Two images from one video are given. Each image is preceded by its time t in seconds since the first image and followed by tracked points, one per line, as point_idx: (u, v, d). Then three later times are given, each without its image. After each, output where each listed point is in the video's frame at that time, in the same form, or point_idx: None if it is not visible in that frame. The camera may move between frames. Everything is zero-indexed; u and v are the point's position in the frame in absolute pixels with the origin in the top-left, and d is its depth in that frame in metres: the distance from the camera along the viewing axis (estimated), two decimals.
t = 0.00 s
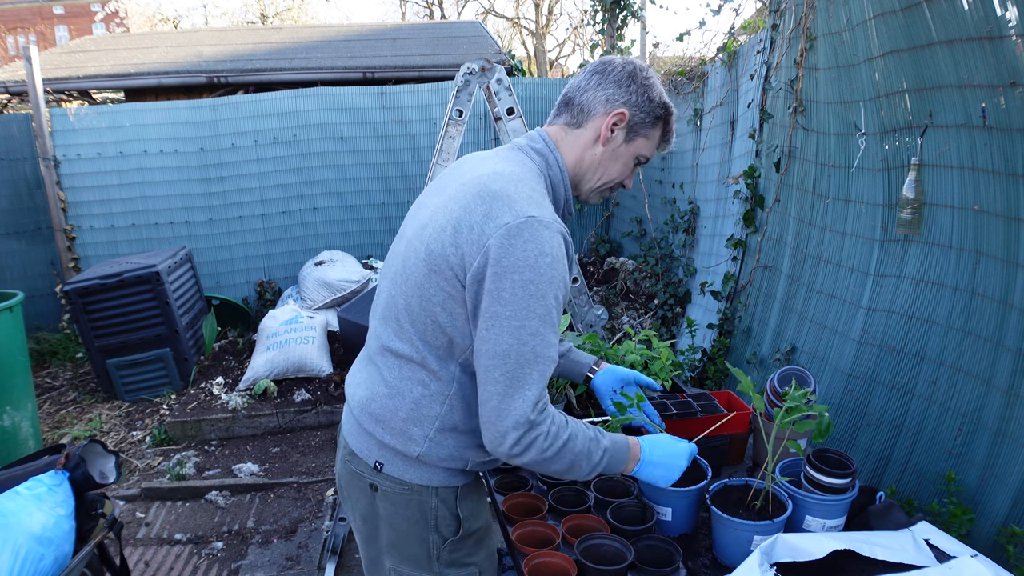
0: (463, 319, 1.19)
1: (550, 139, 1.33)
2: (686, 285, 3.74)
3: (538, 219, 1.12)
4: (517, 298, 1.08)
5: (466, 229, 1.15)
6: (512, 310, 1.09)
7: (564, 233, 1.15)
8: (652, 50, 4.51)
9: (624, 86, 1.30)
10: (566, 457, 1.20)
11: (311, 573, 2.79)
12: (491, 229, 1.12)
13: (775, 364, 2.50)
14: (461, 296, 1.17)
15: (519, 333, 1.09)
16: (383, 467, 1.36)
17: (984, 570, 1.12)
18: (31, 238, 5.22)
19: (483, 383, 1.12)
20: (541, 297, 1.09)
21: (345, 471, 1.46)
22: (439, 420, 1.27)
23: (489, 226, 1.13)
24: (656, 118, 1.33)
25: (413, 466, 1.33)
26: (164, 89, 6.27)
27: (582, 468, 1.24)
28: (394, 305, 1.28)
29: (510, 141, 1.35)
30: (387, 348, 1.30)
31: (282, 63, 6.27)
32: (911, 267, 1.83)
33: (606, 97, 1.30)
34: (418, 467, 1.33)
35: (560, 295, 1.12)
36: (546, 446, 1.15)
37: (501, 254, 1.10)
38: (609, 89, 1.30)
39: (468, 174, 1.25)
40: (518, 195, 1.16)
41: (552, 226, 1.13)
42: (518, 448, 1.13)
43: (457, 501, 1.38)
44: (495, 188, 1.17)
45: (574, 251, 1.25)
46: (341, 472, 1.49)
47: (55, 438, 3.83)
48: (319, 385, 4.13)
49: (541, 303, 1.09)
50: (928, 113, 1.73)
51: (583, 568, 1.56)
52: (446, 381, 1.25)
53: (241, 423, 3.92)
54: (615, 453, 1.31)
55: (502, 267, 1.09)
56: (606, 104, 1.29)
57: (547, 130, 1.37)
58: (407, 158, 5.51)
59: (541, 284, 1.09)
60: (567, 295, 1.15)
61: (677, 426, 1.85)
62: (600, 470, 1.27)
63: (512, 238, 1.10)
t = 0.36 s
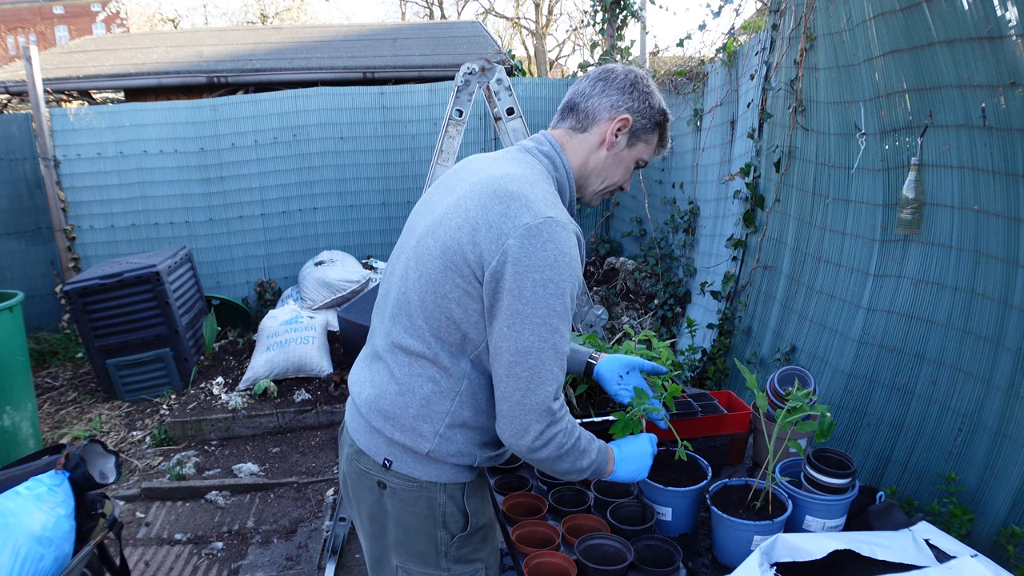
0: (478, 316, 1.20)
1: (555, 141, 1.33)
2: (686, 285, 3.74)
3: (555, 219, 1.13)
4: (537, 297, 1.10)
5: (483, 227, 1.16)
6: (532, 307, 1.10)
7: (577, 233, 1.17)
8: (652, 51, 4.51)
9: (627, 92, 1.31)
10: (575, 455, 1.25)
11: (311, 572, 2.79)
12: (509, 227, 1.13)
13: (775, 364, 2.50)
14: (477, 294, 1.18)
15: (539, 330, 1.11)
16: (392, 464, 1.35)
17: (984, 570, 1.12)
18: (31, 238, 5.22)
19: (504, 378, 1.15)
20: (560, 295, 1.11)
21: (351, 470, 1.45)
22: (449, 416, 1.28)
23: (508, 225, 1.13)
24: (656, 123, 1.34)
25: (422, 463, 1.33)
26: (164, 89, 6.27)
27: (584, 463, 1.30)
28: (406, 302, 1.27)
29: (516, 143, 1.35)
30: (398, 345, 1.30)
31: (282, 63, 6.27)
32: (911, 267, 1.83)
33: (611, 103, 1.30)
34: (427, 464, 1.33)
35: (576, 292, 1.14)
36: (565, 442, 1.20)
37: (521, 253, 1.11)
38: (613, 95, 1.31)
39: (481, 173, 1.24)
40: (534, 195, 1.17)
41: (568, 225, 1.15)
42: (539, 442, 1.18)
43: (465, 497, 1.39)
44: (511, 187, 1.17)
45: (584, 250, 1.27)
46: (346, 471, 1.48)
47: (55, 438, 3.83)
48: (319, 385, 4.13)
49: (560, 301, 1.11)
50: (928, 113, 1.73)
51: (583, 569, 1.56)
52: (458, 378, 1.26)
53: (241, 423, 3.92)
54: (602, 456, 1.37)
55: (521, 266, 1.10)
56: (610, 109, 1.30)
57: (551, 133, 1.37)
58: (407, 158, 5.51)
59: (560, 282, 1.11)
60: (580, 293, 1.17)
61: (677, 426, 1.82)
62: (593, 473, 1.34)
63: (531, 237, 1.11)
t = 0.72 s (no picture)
0: (479, 317, 1.20)
1: (553, 140, 1.33)
2: (685, 285, 3.74)
3: (555, 221, 1.13)
4: (538, 298, 1.11)
5: (483, 229, 1.15)
6: (533, 309, 1.11)
7: (576, 234, 1.18)
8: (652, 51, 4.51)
9: (624, 90, 1.31)
10: (585, 448, 1.29)
11: (311, 573, 2.79)
12: (509, 229, 1.13)
13: (775, 364, 2.50)
14: (478, 294, 1.18)
15: (541, 331, 1.12)
16: (393, 462, 1.35)
17: (984, 570, 1.12)
18: (31, 238, 5.22)
19: (511, 378, 1.16)
20: (561, 296, 1.12)
21: (352, 468, 1.45)
22: (450, 413, 1.28)
23: (507, 228, 1.13)
24: (654, 121, 1.33)
25: (422, 460, 1.33)
26: (164, 89, 6.28)
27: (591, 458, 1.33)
28: (407, 301, 1.27)
29: (514, 142, 1.34)
30: (399, 344, 1.30)
31: (282, 63, 6.27)
32: (911, 267, 1.83)
33: (607, 101, 1.30)
34: (428, 462, 1.33)
35: (576, 294, 1.15)
36: (578, 437, 1.25)
37: (521, 255, 1.11)
38: (610, 93, 1.31)
39: (480, 173, 1.24)
40: (532, 196, 1.17)
41: (568, 227, 1.15)
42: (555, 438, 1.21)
43: (466, 494, 1.39)
44: (510, 189, 1.17)
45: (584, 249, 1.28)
46: (347, 469, 1.48)
47: (55, 438, 3.83)
48: (319, 385, 4.13)
49: (561, 303, 1.12)
50: (928, 113, 1.73)
51: (583, 568, 1.56)
52: (459, 376, 1.26)
53: (241, 423, 3.92)
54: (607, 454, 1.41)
55: (522, 268, 1.11)
56: (607, 108, 1.30)
57: (549, 132, 1.37)
58: (407, 158, 5.51)
59: (560, 285, 1.11)
60: (580, 293, 1.18)
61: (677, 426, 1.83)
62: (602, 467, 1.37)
63: (531, 240, 1.11)
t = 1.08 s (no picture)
0: (477, 319, 1.20)
1: (553, 141, 1.34)
2: (685, 285, 3.74)
3: (554, 225, 1.13)
4: (537, 303, 1.11)
5: (481, 233, 1.15)
6: (532, 313, 1.11)
7: (575, 237, 1.18)
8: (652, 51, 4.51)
9: (624, 90, 1.30)
10: (592, 446, 1.31)
11: (311, 573, 2.79)
12: (508, 234, 1.13)
13: (775, 364, 2.50)
14: (476, 298, 1.18)
15: (541, 335, 1.12)
16: (391, 462, 1.35)
17: (984, 570, 1.12)
18: (31, 238, 5.22)
19: (514, 380, 1.16)
20: (559, 300, 1.11)
21: (350, 468, 1.45)
22: (448, 414, 1.28)
23: (506, 232, 1.13)
24: (656, 121, 1.32)
25: (420, 460, 1.33)
26: (164, 89, 6.28)
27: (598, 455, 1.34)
28: (405, 304, 1.27)
29: (513, 143, 1.34)
30: (398, 345, 1.30)
31: (282, 63, 6.27)
32: (911, 267, 1.83)
33: (606, 101, 1.30)
34: (425, 462, 1.33)
35: (575, 297, 1.15)
36: (586, 435, 1.27)
37: (519, 260, 1.11)
38: (609, 93, 1.30)
39: (478, 175, 1.24)
40: (531, 200, 1.16)
41: (566, 230, 1.15)
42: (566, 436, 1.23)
43: (463, 494, 1.39)
44: (508, 193, 1.17)
45: (583, 250, 1.28)
46: (346, 469, 1.48)
47: (55, 438, 3.83)
48: (319, 385, 4.13)
49: (559, 306, 1.12)
50: (928, 113, 1.73)
51: (583, 569, 1.56)
52: (457, 378, 1.26)
53: (241, 423, 3.92)
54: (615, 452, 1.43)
55: (520, 273, 1.11)
56: (606, 107, 1.30)
57: (549, 132, 1.37)
58: (407, 158, 5.51)
59: (559, 289, 1.11)
60: (579, 296, 1.18)
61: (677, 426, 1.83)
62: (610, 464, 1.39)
63: (529, 244, 1.11)
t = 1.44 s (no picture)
0: (478, 319, 1.20)
1: (554, 141, 1.34)
2: (686, 285, 3.74)
3: (555, 226, 1.13)
4: (538, 303, 1.11)
5: (482, 233, 1.15)
6: (533, 313, 1.11)
7: (576, 237, 1.18)
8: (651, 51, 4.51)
9: (625, 90, 1.30)
10: (595, 446, 1.30)
11: (311, 573, 2.79)
12: (508, 235, 1.13)
13: (775, 364, 2.50)
14: (477, 298, 1.18)
15: (542, 335, 1.12)
16: (391, 462, 1.35)
17: (984, 570, 1.12)
18: (31, 238, 5.22)
19: (516, 379, 1.16)
20: (560, 300, 1.11)
21: (350, 468, 1.45)
22: (448, 415, 1.28)
23: (507, 232, 1.13)
24: (657, 122, 1.32)
25: (421, 461, 1.33)
26: (164, 89, 6.27)
27: (601, 456, 1.34)
28: (406, 304, 1.27)
29: (514, 144, 1.34)
30: (399, 345, 1.29)
31: (282, 63, 6.27)
32: (911, 267, 1.83)
33: (607, 101, 1.30)
34: (426, 462, 1.33)
35: (576, 296, 1.15)
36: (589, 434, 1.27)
37: (520, 261, 1.11)
38: (610, 93, 1.30)
39: (479, 175, 1.24)
40: (531, 200, 1.16)
41: (567, 231, 1.15)
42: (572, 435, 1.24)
43: (464, 495, 1.39)
44: (509, 193, 1.17)
45: (585, 250, 1.28)
46: (346, 469, 1.48)
47: (55, 438, 3.83)
48: (319, 385, 4.13)
49: (561, 306, 1.12)
50: (928, 113, 1.73)
51: (583, 569, 1.56)
52: (457, 377, 1.26)
53: (241, 423, 3.92)
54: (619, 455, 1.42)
55: (521, 273, 1.11)
56: (607, 108, 1.29)
57: (550, 132, 1.38)
58: (407, 158, 5.50)
59: (560, 289, 1.11)
60: (580, 296, 1.18)
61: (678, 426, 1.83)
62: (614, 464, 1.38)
63: (530, 245, 1.11)
